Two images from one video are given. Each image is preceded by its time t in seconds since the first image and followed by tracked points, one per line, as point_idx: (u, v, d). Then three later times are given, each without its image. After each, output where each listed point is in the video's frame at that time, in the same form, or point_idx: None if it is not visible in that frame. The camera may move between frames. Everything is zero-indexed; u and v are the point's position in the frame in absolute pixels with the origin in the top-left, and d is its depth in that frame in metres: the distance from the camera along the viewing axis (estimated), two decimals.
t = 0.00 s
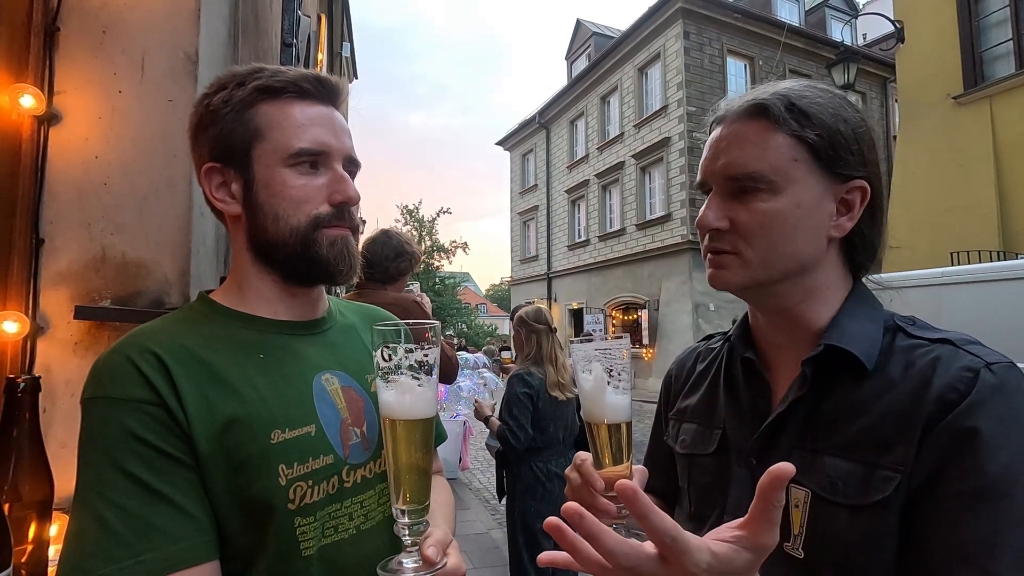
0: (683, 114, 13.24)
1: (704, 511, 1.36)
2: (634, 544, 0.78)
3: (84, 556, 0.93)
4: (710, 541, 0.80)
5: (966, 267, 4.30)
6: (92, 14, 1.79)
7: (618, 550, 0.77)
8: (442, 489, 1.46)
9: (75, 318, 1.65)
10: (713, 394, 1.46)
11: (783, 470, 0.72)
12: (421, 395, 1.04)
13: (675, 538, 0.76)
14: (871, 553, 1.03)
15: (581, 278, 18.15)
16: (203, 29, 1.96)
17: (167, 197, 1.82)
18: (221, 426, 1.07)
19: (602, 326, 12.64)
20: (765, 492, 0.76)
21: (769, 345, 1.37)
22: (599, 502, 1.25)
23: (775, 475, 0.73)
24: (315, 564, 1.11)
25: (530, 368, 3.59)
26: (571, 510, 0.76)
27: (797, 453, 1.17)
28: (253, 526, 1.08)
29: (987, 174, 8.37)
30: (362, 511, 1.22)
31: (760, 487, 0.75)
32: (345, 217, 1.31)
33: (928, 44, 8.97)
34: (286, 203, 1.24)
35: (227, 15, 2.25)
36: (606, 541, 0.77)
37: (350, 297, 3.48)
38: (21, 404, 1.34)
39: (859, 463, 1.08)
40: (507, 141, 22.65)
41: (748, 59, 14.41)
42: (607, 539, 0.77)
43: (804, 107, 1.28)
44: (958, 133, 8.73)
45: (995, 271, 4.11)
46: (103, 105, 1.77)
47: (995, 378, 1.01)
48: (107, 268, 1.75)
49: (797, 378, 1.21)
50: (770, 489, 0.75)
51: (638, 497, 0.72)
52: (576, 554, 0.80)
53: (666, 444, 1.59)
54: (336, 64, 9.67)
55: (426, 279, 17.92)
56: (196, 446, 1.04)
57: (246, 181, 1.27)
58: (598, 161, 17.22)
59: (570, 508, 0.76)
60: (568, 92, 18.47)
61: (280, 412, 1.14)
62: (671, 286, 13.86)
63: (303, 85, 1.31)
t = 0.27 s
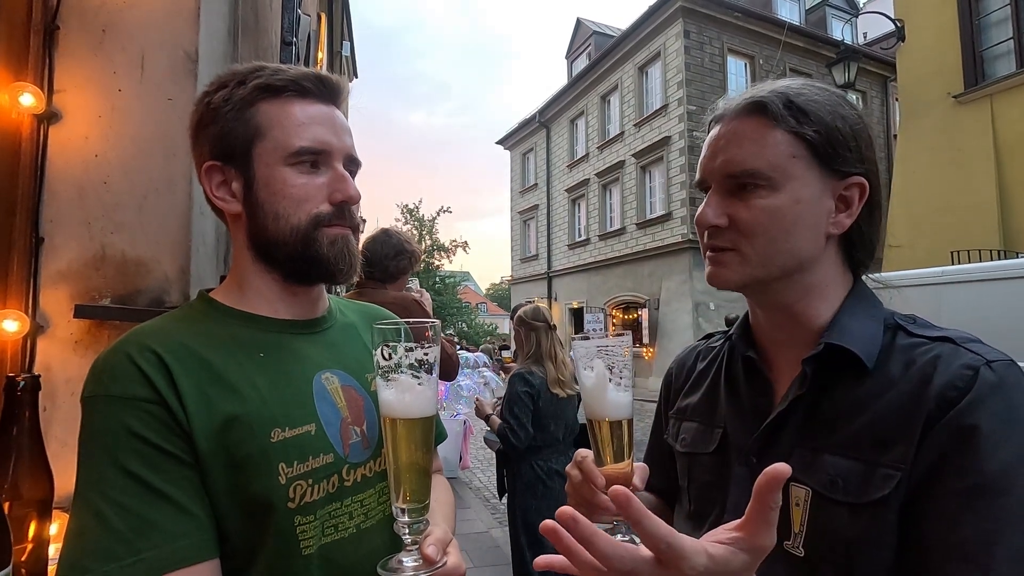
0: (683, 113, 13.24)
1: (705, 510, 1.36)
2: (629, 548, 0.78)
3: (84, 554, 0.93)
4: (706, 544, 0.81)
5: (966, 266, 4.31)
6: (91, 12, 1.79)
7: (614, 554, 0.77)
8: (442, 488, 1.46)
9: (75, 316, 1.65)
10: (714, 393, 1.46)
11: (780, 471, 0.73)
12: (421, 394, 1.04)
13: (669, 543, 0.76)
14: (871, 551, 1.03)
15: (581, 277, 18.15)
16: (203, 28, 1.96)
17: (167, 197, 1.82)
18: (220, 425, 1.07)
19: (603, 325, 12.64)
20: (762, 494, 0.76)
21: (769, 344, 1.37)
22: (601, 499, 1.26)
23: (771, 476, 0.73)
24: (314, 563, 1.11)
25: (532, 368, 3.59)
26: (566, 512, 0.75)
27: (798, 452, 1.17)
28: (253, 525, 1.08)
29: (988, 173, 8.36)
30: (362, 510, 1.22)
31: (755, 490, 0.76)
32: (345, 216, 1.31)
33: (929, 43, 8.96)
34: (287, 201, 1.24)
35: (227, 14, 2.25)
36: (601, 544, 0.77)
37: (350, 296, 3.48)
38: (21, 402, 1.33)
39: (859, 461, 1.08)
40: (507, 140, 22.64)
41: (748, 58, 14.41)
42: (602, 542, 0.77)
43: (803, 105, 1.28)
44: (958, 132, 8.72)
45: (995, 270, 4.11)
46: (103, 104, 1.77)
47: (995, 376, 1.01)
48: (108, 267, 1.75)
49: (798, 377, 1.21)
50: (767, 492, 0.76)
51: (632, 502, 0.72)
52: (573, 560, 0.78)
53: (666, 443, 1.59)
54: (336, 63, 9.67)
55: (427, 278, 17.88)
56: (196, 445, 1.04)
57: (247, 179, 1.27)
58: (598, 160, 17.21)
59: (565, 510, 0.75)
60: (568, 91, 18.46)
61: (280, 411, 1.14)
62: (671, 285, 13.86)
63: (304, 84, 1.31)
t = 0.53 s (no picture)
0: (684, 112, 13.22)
1: (704, 507, 1.35)
2: (610, 561, 0.77)
3: (82, 553, 0.92)
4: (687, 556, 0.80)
5: (966, 265, 4.30)
6: (89, 9, 1.78)
7: (597, 568, 0.76)
8: (441, 486, 1.46)
9: (73, 314, 1.65)
10: (714, 390, 1.46)
11: (759, 483, 0.73)
12: (420, 392, 1.04)
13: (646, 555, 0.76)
14: (872, 549, 1.02)
15: (581, 276, 18.14)
16: (202, 25, 1.95)
17: (165, 194, 1.82)
18: (219, 423, 1.07)
19: (603, 325, 12.63)
20: (742, 505, 0.76)
21: (770, 341, 1.36)
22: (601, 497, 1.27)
23: (752, 488, 0.74)
24: (314, 561, 1.10)
25: (536, 367, 3.59)
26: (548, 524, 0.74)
27: (797, 450, 1.16)
28: (252, 523, 1.07)
29: (988, 171, 8.35)
30: (361, 508, 1.21)
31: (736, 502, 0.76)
32: (344, 213, 1.30)
33: (929, 42, 8.95)
34: (286, 199, 1.23)
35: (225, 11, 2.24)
36: (582, 559, 0.76)
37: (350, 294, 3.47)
38: (20, 400, 1.33)
39: (858, 458, 1.07)
40: (507, 140, 22.62)
41: (748, 57, 14.40)
42: (583, 556, 0.76)
43: (804, 101, 1.27)
44: (959, 131, 8.71)
45: (995, 269, 4.11)
46: (101, 101, 1.76)
47: (995, 374, 1.00)
48: (106, 265, 1.74)
49: (798, 375, 1.20)
50: (748, 503, 0.76)
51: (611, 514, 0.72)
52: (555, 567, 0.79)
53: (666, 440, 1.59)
54: (336, 62, 9.66)
55: (427, 277, 17.88)
56: (195, 443, 1.03)
57: (246, 176, 1.26)
58: (598, 159, 17.19)
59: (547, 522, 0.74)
60: (568, 90, 18.44)
61: (279, 409, 1.14)
62: (671, 284, 13.85)
63: (303, 80, 1.30)
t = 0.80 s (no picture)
0: (684, 111, 13.21)
1: (703, 505, 1.35)
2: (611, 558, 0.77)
3: (83, 553, 0.92)
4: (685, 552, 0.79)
5: (967, 264, 4.30)
6: (89, 9, 1.78)
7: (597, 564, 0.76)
8: (441, 485, 1.46)
9: (74, 314, 1.65)
10: (714, 389, 1.46)
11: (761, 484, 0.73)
12: (422, 391, 1.04)
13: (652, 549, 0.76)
14: (874, 548, 1.02)
15: (581, 276, 18.14)
16: (202, 25, 1.95)
17: (166, 193, 1.82)
18: (220, 423, 1.07)
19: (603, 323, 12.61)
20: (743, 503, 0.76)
21: (772, 339, 1.36)
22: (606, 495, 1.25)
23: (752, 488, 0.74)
24: (315, 560, 1.10)
25: (540, 366, 3.59)
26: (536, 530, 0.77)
27: (797, 448, 1.16)
28: (253, 523, 1.07)
29: (989, 171, 8.34)
30: (362, 508, 1.21)
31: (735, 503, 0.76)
32: (345, 213, 1.30)
33: (930, 41, 8.94)
34: (286, 198, 1.23)
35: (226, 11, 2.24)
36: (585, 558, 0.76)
37: (350, 294, 3.47)
38: (20, 400, 1.32)
39: (859, 457, 1.07)
40: (507, 139, 22.61)
41: (749, 56, 14.39)
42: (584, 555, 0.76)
43: (804, 100, 1.27)
44: (959, 130, 8.70)
45: (996, 268, 4.11)
46: (102, 100, 1.76)
47: (997, 375, 1.00)
48: (106, 264, 1.74)
49: (800, 373, 1.20)
50: (748, 501, 0.75)
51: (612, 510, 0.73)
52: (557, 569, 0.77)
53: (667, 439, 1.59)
54: (336, 61, 9.66)
55: (427, 276, 17.88)
56: (196, 442, 1.03)
57: (247, 176, 1.26)
58: (599, 158, 17.18)
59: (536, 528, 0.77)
60: (568, 89, 18.44)
61: (280, 408, 1.14)
62: (671, 283, 13.85)
63: (303, 80, 1.30)
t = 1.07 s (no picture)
0: (684, 110, 13.20)
1: (702, 502, 1.35)
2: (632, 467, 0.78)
3: (83, 552, 0.92)
4: None
5: (967, 263, 4.30)
6: (88, 7, 1.77)
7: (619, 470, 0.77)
8: (442, 485, 1.46)
9: (74, 313, 1.65)
10: (714, 387, 1.46)
11: (840, 537, 0.79)
12: (420, 390, 1.04)
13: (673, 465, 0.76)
14: (873, 548, 1.02)
15: (581, 275, 18.14)
16: (202, 24, 1.94)
17: (165, 192, 1.82)
18: (219, 422, 1.07)
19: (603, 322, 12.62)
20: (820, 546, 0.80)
21: (770, 337, 1.36)
22: (606, 490, 1.26)
23: (830, 540, 0.79)
24: (315, 560, 1.11)
25: (541, 365, 3.60)
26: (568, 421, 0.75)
27: (796, 446, 1.16)
28: (253, 523, 1.07)
29: (989, 169, 8.33)
30: (362, 507, 1.21)
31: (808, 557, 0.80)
32: (344, 212, 1.30)
33: (930, 39, 8.93)
34: (285, 197, 1.23)
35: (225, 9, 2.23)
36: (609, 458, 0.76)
37: (349, 293, 3.47)
38: (20, 399, 1.32)
39: (858, 455, 1.07)
40: (508, 138, 22.60)
41: (749, 55, 14.38)
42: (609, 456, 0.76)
43: (800, 99, 1.27)
44: (960, 128, 8.69)
45: (997, 266, 4.11)
46: (101, 99, 1.76)
47: (994, 373, 1.00)
48: (106, 264, 1.74)
49: (799, 370, 1.21)
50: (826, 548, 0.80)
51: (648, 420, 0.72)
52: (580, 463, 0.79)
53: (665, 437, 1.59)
54: (336, 59, 9.66)
55: (427, 275, 17.87)
56: (195, 441, 1.04)
57: (246, 175, 1.26)
58: (599, 157, 17.17)
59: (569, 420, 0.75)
60: (568, 88, 18.43)
61: (279, 408, 1.14)
62: (671, 282, 13.85)
63: (301, 78, 1.30)
